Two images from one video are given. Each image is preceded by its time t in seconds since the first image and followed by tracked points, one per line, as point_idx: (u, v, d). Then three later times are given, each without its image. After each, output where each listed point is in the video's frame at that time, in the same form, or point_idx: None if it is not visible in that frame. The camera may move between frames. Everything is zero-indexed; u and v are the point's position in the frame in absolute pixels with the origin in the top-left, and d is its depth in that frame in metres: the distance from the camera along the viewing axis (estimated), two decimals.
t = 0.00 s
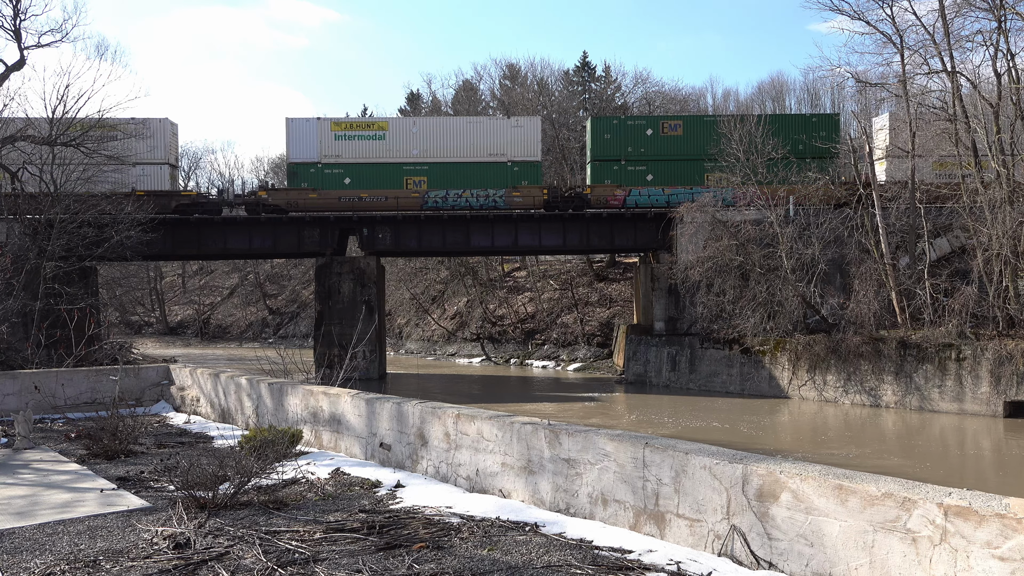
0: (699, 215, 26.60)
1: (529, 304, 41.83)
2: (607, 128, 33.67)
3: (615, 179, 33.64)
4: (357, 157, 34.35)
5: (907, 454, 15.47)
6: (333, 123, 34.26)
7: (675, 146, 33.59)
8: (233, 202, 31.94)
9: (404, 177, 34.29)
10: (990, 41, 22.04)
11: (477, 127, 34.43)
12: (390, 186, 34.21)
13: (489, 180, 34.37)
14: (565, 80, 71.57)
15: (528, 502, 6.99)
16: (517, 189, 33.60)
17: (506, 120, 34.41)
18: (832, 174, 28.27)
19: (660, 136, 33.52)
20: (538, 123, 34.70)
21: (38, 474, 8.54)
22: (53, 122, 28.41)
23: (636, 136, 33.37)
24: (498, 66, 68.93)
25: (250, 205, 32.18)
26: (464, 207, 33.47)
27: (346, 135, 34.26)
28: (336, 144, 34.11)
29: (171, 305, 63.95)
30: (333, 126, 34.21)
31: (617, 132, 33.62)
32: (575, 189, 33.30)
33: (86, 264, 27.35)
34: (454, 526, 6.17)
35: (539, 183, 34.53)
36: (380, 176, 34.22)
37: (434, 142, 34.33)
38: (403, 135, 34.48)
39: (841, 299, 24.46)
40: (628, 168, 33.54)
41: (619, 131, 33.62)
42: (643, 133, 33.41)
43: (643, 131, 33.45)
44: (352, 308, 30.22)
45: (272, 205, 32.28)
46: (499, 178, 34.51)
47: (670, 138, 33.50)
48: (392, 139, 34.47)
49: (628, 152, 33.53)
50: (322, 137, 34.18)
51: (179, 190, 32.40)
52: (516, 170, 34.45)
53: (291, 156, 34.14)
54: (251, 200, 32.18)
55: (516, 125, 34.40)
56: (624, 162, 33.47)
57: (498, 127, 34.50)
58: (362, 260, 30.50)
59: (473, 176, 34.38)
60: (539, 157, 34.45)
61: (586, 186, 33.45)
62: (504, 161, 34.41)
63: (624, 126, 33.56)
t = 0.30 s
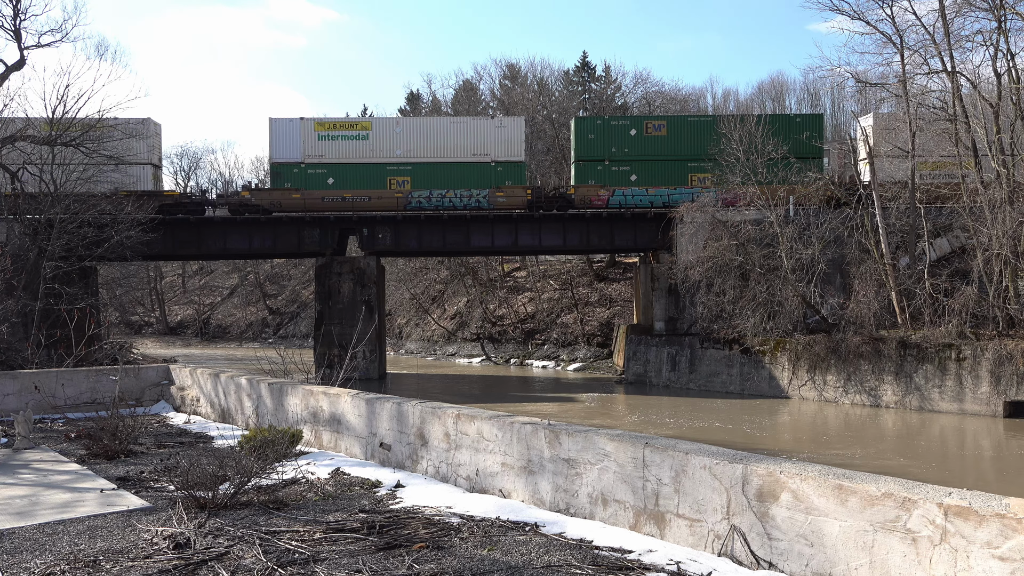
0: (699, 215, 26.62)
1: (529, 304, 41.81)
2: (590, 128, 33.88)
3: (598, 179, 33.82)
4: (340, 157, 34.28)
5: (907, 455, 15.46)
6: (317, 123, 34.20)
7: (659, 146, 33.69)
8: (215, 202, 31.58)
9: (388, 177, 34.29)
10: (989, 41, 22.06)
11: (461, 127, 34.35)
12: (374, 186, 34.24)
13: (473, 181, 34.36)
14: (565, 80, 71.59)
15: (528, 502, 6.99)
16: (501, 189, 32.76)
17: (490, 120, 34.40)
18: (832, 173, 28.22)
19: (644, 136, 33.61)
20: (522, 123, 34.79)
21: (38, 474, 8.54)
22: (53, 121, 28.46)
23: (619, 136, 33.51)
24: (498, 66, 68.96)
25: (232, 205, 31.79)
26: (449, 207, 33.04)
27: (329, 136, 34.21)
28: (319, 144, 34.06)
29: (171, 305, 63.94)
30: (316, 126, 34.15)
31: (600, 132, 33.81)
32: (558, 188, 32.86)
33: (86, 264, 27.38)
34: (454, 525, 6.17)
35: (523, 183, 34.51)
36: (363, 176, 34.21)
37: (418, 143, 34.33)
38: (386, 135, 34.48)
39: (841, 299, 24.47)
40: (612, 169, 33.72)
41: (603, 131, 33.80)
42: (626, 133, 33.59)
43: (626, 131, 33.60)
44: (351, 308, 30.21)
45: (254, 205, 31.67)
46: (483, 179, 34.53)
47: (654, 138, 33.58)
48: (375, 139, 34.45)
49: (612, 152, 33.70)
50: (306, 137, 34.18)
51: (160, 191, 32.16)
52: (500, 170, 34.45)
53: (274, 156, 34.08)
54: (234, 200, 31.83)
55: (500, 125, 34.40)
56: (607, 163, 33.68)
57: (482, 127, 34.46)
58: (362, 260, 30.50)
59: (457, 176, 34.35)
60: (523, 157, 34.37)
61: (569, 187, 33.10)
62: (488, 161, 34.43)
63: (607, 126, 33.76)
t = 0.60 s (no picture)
0: (700, 215, 26.65)
1: (529, 304, 41.80)
2: (572, 128, 34.23)
3: (579, 179, 34.12)
4: (321, 157, 34.29)
5: (907, 454, 15.47)
6: (297, 124, 34.33)
7: (640, 146, 33.84)
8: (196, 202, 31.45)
9: (369, 177, 34.37)
10: (989, 41, 22.07)
11: (441, 127, 34.50)
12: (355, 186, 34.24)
13: (453, 180, 34.55)
14: (565, 80, 71.62)
15: (528, 502, 6.99)
16: (482, 189, 32.88)
17: (470, 120, 34.59)
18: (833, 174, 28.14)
19: (625, 136, 33.85)
20: (502, 124, 35.05)
21: (38, 474, 8.54)
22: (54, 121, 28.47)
23: (601, 136, 33.78)
24: (498, 67, 69.01)
25: (212, 206, 31.65)
26: (429, 207, 32.66)
27: (310, 136, 34.28)
28: (300, 144, 34.15)
29: (171, 305, 63.94)
30: (297, 127, 34.34)
31: (582, 132, 34.17)
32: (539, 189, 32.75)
33: (86, 264, 27.38)
34: (454, 526, 6.17)
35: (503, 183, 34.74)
36: (344, 175, 34.25)
37: (399, 143, 34.44)
38: (367, 135, 34.56)
39: (841, 299, 24.48)
40: (593, 169, 34.04)
41: (585, 132, 34.09)
42: (608, 133, 33.84)
43: (608, 132, 33.85)
44: (351, 309, 30.20)
45: (235, 206, 31.61)
46: (463, 179, 34.77)
47: (635, 138, 33.76)
48: (356, 139, 34.50)
49: (593, 152, 33.99)
50: (287, 138, 34.32)
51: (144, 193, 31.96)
52: (480, 170, 34.65)
53: (255, 157, 34.13)
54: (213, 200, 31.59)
55: (480, 125, 34.58)
56: (588, 163, 33.97)
57: (462, 127, 34.66)
58: (362, 261, 30.50)
59: (438, 176, 34.54)
60: (502, 157, 34.69)
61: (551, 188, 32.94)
62: (468, 161, 34.63)
63: (589, 126, 34.07)
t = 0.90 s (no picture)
0: (700, 215, 26.67)
1: (529, 304, 41.79)
2: (555, 128, 33.84)
3: (563, 180, 33.82)
4: (303, 157, 33.99)
5: (907, 455, 15.47)
6: (280, 124, 34.07)
7: (624, 146, 33.71)
8: (179, 203, 31.59)
9: (352, 178, 33.95)
10: (989, 41, 22.04)
11: (425, 127, 33.95)
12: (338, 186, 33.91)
13: (437, 181, 34.02)
14: (565, 80, 71.62)
15: (528, 502, 6.99)
16: (467, 189, 33.25)
17: (454, 120, 34.09)
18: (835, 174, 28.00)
19: (609, 136, 33.69)
20: (487, 124, 34.48)
21: (38, 474, 8.54)
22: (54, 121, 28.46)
23: (585, 136, 33.57)
24: (498, 66, 69.01)
25: (195, 206, 31.88)
26: (412, 207, 33.05)
27: (292, 136, 34.02)
28: (283, 144, 33.88)
29: (171, 305, 63.96)
30: (281, 126, 34.08)
31: (566, 132, 33.80)
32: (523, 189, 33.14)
33: (86, 264, 27.38)
34: (454, 526, 6.17)
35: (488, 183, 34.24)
36: (327, 176, 33.87)
37: (382, 143, 34.02)
38: (350, 135, 34.10)
39: (841, 299, 24.49)
40: (577, 169, 33.72)
41: (568, 132, 33.80)
42: (592, 133, 33.64)
43: (592, 132, 33.66)
44: (351, 309, 30.20)
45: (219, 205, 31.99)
46: (447, 179, 34.22)
47: (619, 138, 33.63)
48: (339, 140, 34.09)
49: (577, 152, 33.70)
50: (270, 138, 34.06)
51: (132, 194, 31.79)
52: (464, 170, 34.15)
53: (237, 157, 33.85)
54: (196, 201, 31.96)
55: (464, 125, 34.09)
56: (573, 163, 33.66)
57: (446, 127, 34.12)
58: (362, 260, 30.51)
59: (422, 177, 34.03)
60: (487, 158, 34.15)
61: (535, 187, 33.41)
62: (452, 161, 34.09)
63: (573, 126, 33.74)
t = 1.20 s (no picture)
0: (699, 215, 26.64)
1: (529, 304, 41.78)
2: (536, 129, 33.81)
3: (546, 180, 33.74)
4: (284, 157, 34.02)
5: (907, 455, 15.48)
6: (261, 124, 34.11)
7: (607, 147, 33.72)
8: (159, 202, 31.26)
9: (333, 178, 33.98)
10: (989, 41, 21.95)
11: (405, 127, 34.14)
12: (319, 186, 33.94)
13: (418, 181, 34.10)
14: (565, 80, 71.61)
15: (528, 502, 6.98)
16: (448, 189, 32.66)
17: (435, 121, 34.26)
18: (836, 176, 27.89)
19: (591, 136, 33.68)
20: (467, 124, 34.66)
21: (38, 474, 8.54)
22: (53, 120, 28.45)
23: (567, 136, 33.54)
24: (497, 66, 69.00)
25: (176, 205, 31.42)
26: (394, 207, 32.58)
27: (273, 136, 34.09)
28: (264, 144, 33.93)
29: (171, 305, 63.95)
30: (260, 127, 34.10)
31: (547, 133, 33.78)
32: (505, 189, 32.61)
33: (86, 264, 27.38)
34: (454, 525, 6.18)
35: (468, 183, 34.35)
36: (309, 176, 33.92)
37: (363, 143, 34.13)
38: (331, 136, 34.22)
39: (841, 299, 24.50)
40: (559, 169, 33.70)
41: (550, 132, 33.74)
42: (574, 134, 33.64)
43: (574, 132, 33.65)
44: (351, 309, 30.20)
45: (199, 205, 31.69)
46: (428, 179, 34.29)
47: (601, 139, 33.68)
48: (320, 140, 34.19)
49: (559, 152, 33.70)
50: (251, 138, 34.05)
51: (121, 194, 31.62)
52: (445, 170, 34.24)
53: (218, 157, 33.83)
54: (177, 200, 31.47)
55: (445, 125, 34.23)
56: (555, 163, 33.65)
57: (426, 127, 34.25)
58: (362, 260, 30.52)
59: (403, 177, 34.10)
60: (467, 158, 34.30)
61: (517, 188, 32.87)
62: (433, 161, 34.21)
63: (554, 127, 33.74)
